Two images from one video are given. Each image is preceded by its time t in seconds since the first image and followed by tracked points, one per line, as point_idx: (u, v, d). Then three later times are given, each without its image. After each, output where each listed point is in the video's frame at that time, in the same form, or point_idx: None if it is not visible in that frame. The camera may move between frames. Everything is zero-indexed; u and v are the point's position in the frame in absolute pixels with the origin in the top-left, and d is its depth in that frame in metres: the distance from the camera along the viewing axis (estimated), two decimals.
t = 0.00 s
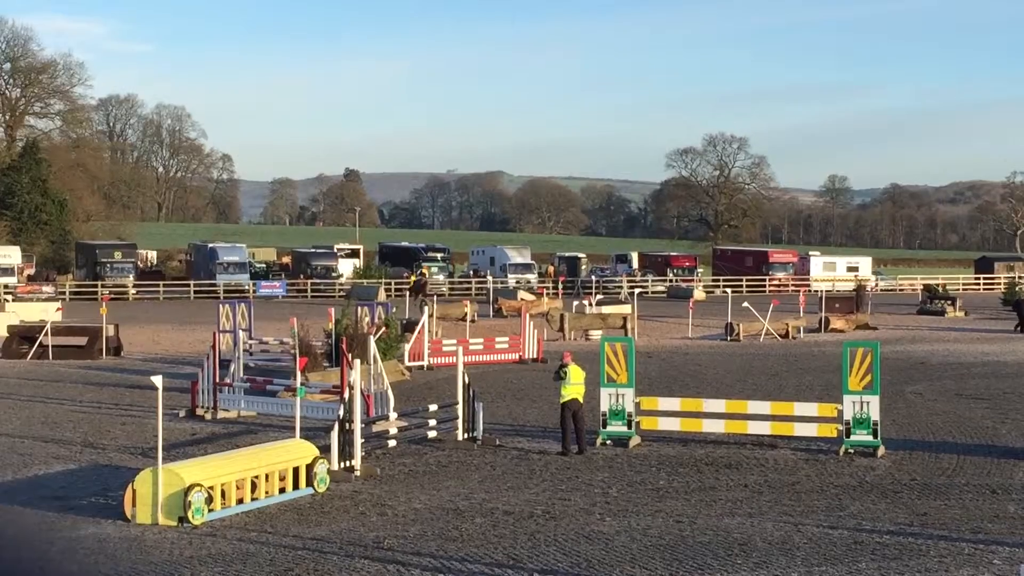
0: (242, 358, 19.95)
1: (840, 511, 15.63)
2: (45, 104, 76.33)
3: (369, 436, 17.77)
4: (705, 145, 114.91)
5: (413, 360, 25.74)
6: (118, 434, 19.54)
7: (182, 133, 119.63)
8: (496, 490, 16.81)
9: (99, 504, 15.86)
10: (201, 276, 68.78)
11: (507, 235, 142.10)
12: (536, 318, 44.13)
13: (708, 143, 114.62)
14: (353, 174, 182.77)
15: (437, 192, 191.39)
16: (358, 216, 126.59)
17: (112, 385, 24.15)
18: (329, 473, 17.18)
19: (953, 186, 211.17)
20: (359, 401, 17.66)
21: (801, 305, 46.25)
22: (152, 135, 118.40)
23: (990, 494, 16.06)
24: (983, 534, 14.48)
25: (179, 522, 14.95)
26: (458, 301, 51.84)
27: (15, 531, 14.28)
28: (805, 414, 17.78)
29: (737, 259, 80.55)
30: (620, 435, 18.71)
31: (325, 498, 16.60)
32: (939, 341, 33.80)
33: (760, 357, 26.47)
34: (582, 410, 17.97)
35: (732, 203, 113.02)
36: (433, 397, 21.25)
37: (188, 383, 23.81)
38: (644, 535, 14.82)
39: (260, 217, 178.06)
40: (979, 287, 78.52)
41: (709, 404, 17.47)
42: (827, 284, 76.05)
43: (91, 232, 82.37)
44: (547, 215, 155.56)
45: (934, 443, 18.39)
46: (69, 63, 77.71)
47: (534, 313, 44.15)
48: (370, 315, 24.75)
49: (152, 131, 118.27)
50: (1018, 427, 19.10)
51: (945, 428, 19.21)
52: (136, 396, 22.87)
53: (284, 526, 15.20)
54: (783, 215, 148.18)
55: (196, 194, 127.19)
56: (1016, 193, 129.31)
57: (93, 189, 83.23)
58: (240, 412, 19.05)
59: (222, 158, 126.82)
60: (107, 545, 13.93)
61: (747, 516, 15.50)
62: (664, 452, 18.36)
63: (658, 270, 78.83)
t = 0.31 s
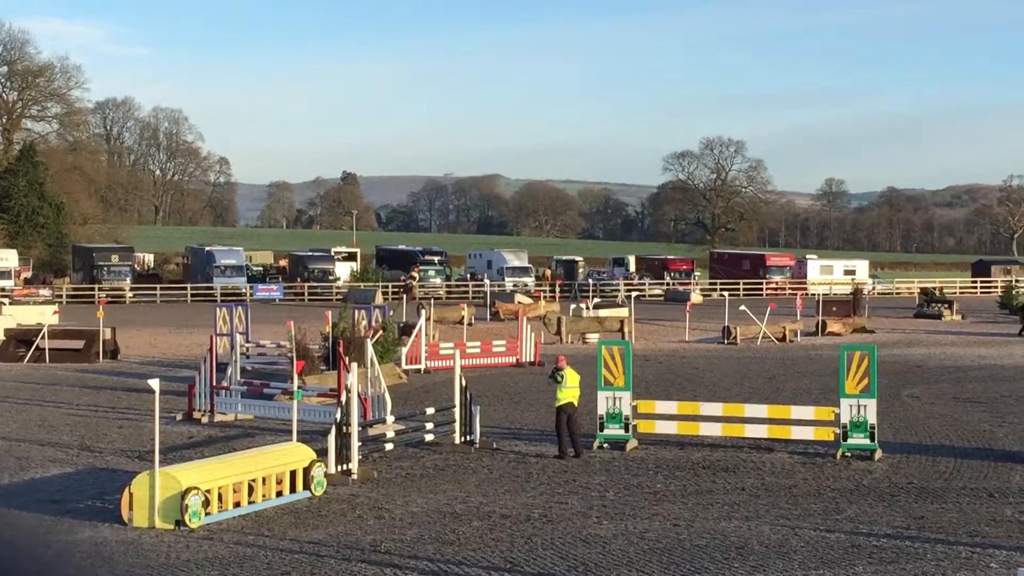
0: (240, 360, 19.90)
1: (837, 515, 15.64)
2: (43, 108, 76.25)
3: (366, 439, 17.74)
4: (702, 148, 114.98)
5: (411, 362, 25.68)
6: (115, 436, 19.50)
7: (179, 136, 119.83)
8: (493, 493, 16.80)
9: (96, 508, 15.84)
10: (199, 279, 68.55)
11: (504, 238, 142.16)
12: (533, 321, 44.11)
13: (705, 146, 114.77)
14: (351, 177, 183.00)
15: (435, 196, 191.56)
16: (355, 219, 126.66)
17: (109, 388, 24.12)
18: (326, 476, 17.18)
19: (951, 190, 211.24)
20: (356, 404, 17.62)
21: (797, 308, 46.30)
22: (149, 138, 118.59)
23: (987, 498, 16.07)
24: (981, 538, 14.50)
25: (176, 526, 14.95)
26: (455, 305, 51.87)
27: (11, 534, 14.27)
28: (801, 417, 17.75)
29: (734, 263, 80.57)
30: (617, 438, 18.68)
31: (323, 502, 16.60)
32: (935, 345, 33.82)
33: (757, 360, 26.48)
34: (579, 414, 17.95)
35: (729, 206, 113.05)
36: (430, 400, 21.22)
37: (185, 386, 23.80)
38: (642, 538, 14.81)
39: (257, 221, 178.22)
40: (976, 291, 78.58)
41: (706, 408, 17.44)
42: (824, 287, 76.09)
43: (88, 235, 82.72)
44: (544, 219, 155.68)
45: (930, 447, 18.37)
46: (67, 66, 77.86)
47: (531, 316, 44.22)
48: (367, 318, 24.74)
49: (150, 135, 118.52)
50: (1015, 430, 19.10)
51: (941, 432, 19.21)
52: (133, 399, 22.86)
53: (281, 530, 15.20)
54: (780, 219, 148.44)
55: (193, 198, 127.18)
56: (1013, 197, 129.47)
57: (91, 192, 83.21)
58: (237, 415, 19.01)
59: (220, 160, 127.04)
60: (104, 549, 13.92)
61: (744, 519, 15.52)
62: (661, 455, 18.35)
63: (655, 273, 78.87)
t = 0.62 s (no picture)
0: (234, 363, 19.86)
1: (830, 518, 15.66)
2: (36, 110, 75.96)
3: (360, 442, 17.73)
4: (696, 152, 114.69)
5: (405, 366, 25.62)
6: (108, 440, 19.48)
7: (173, 140, 119.70)
8: (487, 496, 16.81)
9: (90, 511, 15.83)
10: (193, 282, 68.46)
11: (498, 241, 142.06)
12: (527, 324, 44.07)
13: (699, 149, 114.41)
14: (345, 180, 182.78)
15: (429, 198, 191.26)
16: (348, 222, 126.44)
17: (103, 392, 24.09)
18: (320, 479, 17.18)
19: (944, 194, 211.26)
20: (350, 408, 17.61)
21: (791, 312, 46.28)
22: (143, 141, 118.80)
23: (980, 501, 16.09)
24: (974, 540, 14.53)
25: (170, 529, 14.95)
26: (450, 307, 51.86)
27: (5, 538, 14.25)
28: (795, 420, 17.73)
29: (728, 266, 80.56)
30: (611, 441, 18.66)
31: (316, 505, 16.60)
32: (928, 348, 33.85)
33: (751, 363, 26.47)
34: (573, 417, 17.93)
35: (723, 209, 113.00)
36: (424, 404, 21.21)
37: (179, 389, 23.78)
38: (636, 542, 14.82)
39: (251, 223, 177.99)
40: (971, 294, 78.68)
41: (699, 411, 17.43)
42: (818, 290, 76.14)
43: (81, 237, 81.72)
44: (538, 222, 155.49)
45: (924, 450, 18.40)
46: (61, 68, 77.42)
47: (525, 319, 44.24)
48: (362, 321, 24.73)
49: (143, 137, 118.87)
50: (1008, 434, 19.12)
51: (935, 435, 19.22)
52: (127, 402, 22.83)
53: (275, 533, 15.19)
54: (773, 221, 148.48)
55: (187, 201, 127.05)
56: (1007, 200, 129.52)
57: (85, 194, 83.06)
58: (231, 418, 18.97)
59: (213, 163, 126.84)
60: (98, 552, 13.91)
61: (738, 522, 15.54)
62: (655, 459, 18.35)
63: (649, 276, 78.88)
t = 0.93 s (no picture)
0: (225, 366, 19.84)
1: (821, 520, 15.68)
2: (27, 112, 76.12)
3: (351, 445, 17.69)
4: (687, 154, 114.90)
5: (396, 368, 25.81)
6: (99, 442, 19.45)
7: (164, 141, 119.64)
8: (478, 498, 16.81)
9: (81, 513, 15.81)
10: (184, 284, 68.49)
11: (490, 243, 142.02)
12: (519, 327, 44.06)
13: (690, 151, 114.73)
14: (336, 182, 182.59)
15: (420, 201, 191.08)
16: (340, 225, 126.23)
17: (94, 394, 24.05)
18: (311, 481, 17.16)
19: (935, 196, 211.36)
20: (341, 410, 17.58)
21: (782, 315, 46.32)
22: (135, 143, 118.46)
23: (970, 503, 16.12)
24: (964, 543, 14.55)
25: (161, 532, 14.93)
26: (442, 309, 51.84)
27: None
28: (786, 423, 17.72)
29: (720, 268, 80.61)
30: (602, 444, 18.66)
31: (307, 508, 16.59)
32: (918, 350, 33.92)
33: (741, 366, 26.49)
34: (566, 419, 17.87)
35: (714, 212, 113.07)
36: (415, 406, 21.21)
37: (170, 391, 23.74)
38: (627, 544, 14.84)
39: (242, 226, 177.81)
40: (961, 297, 78.85)
41: (690, 413, 17.42)
42: (809, 292, 76.25)
43: (72, 239, 82.17)
44: (530, 224, 155.24)
45: (914, 452, 18.43)
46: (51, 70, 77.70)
47: (516, 321, 44.25)
48: (353, 323, 24.70)
49: (135, 139, 118.25)
50: (1000, 436, 19.15)
51: (925, 438, 19.24)
52: (118, 404, 22.80)
53: (266, 536, 15.17)
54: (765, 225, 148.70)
55: (178, 203, 126.90)
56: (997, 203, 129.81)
57: (76, 196, 82.45)
58: (222, 420, 18.94)
59: (204, 165, 126.71)
60: (88, 555, 13.89)
61: (729, 525, 15.55)
62: (646, 461, 18.35)
63: (640, 279, 78.97)
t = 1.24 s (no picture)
0: (212, 367, 19.79)
1: (809, 521, 15.70)
2: (14, 113, 76.00)
3: (340, 446, 17.68)
4: (675, 155, 115.47)
5: (384, 370, 25.79)
6: (86, 444, 19.43)
7: (152, 143, 119.58)
8: (466, 500, 16.81)
9: (68, 515, 15.79)
10: (172, 286, 68.43)
11: (479, 245, 141.94)
12: (506, 328, 44.04)
13: (678, 153, 115.26)
14: (324, 184, 182.32)
15: (408, 202, 190.86)
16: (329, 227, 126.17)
17: (81, 396, 23.99)
18: (299, 483, 17.15)
19: (922, 198, 211.78)
20: (329, 412, 17.56)
21: (770, 316, 46.39)
22: (123, 145, 118.51)
23: (958, 504, 16.14)
24: (952, 543, 14.58)
25: (148, 533, 14.92)
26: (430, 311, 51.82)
27: None
28: (774, 424, 17.72)
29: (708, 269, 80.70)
30: (590, 445, 18.66)
31: (295, 509, 16.60)
32: (903, 352, 34.01)
33: (729, 367, 26.53)
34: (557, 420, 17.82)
35: (702, 214, 113.23)
36: (404, 407, 21.22)
37: (158, 393, 23.71)
38: (614, 545, 14.84)
39: (230, 228, 177.43)
40: (949, 298, 79.04)
41: (678, 414, 17.43)
42: (797, 294, 76.37)
43: (59, 241, 82.13)
44: (518, 226, 155.17)
45: (901, 453, 18.47)
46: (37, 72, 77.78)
47: (505, 322, 44.23)
48: (340, 324, 24.67)
49: (123, 141, 118.40)
50: (986, 437, 19.20)
51: (911, 438, 19.29)
52: (105, 406, 22.77)
53: (254, 537, 15.16)
54: (752, 227, 148.93)
55: (165, 204, 126.79)
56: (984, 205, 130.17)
57: (62, 198, 82.14)
58: (210, 422, 18.92)
59: (192, 166, 126.46)
60: (75, 556, 13.87)
61: (718, 526, 15.57)
62: (634, 462, 18.37)
63: (628, 280, 79.08)
